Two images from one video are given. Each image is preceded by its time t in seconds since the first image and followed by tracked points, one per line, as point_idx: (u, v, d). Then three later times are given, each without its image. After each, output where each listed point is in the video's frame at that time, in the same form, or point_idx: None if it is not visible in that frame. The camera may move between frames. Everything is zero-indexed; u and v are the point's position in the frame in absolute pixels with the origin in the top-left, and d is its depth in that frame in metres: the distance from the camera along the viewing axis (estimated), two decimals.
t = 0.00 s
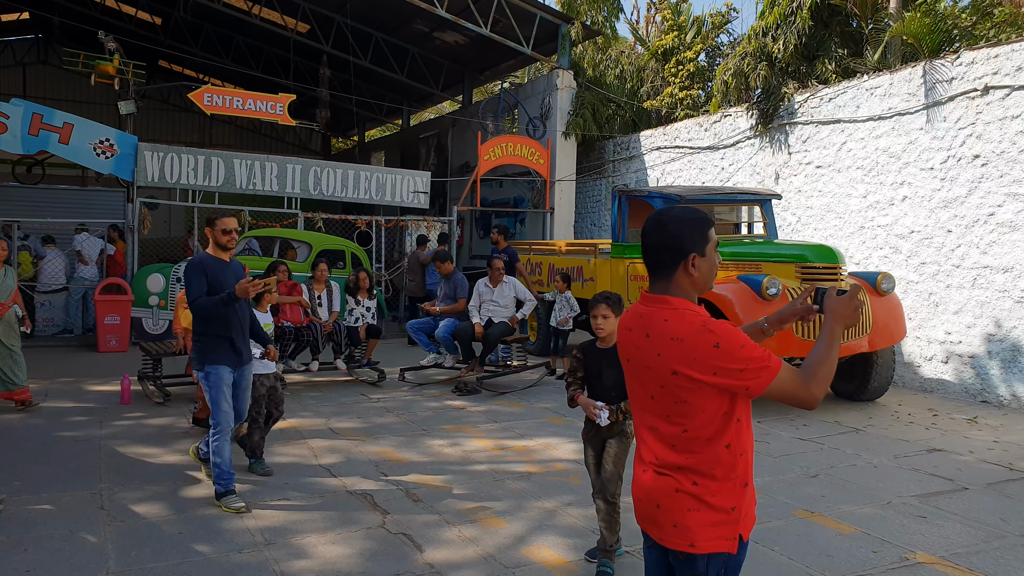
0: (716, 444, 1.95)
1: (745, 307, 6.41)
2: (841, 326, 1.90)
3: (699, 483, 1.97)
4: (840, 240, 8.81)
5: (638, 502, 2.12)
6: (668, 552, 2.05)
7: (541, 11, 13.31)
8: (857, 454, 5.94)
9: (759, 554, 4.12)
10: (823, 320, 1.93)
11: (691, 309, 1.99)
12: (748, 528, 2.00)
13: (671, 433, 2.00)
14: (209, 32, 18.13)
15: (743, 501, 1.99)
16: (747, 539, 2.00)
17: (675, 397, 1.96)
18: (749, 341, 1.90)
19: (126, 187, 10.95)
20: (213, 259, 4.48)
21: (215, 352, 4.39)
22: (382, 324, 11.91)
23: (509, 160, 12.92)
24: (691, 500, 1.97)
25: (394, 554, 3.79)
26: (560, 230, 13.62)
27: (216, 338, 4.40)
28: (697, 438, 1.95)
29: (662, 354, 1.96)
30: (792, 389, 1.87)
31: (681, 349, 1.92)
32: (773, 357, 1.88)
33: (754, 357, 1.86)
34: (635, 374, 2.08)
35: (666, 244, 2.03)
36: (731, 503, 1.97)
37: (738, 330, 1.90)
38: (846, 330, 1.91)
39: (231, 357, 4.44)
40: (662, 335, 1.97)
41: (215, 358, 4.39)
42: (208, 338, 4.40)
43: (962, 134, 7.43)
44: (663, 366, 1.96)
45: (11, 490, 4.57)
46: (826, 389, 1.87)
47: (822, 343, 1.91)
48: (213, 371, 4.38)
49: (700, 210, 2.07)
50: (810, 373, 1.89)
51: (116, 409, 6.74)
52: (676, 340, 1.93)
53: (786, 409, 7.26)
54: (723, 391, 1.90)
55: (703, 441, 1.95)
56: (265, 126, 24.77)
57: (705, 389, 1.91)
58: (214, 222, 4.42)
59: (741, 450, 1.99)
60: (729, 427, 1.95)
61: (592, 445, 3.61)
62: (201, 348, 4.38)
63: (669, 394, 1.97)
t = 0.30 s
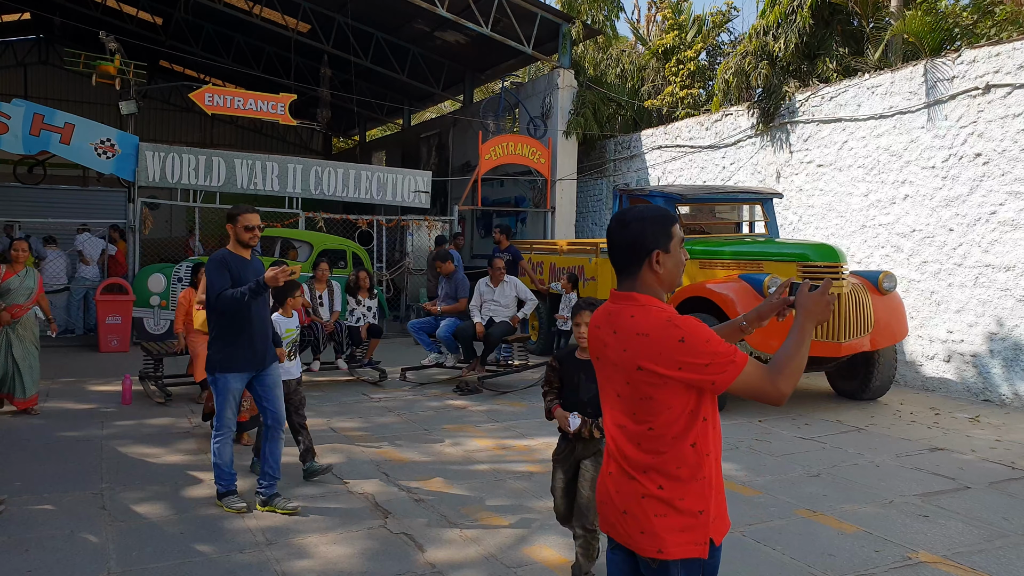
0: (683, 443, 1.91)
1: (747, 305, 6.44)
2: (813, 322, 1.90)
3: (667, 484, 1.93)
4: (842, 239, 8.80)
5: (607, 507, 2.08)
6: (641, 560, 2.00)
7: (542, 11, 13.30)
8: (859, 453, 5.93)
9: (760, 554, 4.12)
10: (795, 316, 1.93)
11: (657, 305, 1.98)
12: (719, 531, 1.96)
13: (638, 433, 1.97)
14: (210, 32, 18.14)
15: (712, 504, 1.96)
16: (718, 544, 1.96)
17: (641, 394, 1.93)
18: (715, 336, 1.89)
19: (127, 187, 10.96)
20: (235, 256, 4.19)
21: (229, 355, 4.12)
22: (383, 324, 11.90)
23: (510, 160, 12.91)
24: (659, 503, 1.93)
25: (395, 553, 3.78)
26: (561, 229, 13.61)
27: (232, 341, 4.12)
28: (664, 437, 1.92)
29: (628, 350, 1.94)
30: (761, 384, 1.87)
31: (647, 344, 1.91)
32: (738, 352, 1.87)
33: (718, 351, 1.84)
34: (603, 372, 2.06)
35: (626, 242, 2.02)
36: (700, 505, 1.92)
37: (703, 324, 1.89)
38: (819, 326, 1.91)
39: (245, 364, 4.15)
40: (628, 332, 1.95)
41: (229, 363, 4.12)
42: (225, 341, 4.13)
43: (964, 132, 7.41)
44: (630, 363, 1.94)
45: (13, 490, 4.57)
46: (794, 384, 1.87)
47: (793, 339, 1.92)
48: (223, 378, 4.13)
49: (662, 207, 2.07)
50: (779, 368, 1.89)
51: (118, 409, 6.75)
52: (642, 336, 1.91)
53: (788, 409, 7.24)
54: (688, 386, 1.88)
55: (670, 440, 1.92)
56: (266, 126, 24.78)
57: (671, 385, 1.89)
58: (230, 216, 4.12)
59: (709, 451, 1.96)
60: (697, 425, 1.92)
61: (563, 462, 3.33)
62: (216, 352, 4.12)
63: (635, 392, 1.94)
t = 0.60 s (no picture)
0: (652, 442, 1.90)
1: (748, 305, 6.43)
2: (794, 334, 1.89)
3: (635, 485, 1.91)
4: (843, 238, 8.80)
5: (580, 508, 2.07)
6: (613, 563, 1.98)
7: (543, 10, 13.30)
8: (860, 452, 5.94)
9: (761, 554, 4.13)
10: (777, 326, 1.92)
11: (632, 301, 1.97)
12: (691, 538, 1.92)
13: (609, 432, 1.96)
14: (210, 31, 18.14)
15: (684, 510, 1.92)
16: (692, 551, 1.92)
17: (613, 390, 1.92)
18: (688, 334, 1.86)
19: (127, 187, 10.96)
20: (269, 259, 3.98)
21: (257, 362, 3.94)
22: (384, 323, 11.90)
23: (511, 159, 12.91)
24: (627, 505, 1.92)
25: (397, 553, 3.79)
26: (562, 228, 13.60)
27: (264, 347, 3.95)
28: (634, 435, 1.91)
29: (600, 346, 1.94)
30: (733, 390, 1.84)
31: (618, 340, 1.90)
32: (711, 352, 1.84)
33: (690, 348, 1.82)
34: (577, 369, 2.06)
35: (600, 236, 2.02)
36: (669, 509, 1.89)
37: (677, 321, 1.86)
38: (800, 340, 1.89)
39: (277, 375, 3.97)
40: (601, 326, 1.95)
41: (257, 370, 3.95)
42: (259, 347, 3.95)
43: (964, 131, 7.41)
44: (602, 359, 1.93)
45: (14, 490, 4.57)
46: (768, 392, 1.84)
47: (774, 349, 1.88)
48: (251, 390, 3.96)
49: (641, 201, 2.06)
50: (754, 374, 1.85)
51: (119, 409, 6.75)
52: (614, 330, 1.91)
53: (788, 407, 7.25)
54: (660, 383, 1.86)
55: (639, 438, 1.91)
56: (266, 126, 24.77)
57: (642, 382, 1.87)
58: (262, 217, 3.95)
59: (681, 455, 1.92)
60: (668, 425, 1.90)
61: (535, 483, 2.95)
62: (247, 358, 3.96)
63: (606, 389, 1.94)
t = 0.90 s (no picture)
0: (656, 453, 1.84)
1: (741, 304, 6.44)
2: (806, 340, 1.81)
3: (636, 496, 1.86)
4: (835, 237, 8.83)
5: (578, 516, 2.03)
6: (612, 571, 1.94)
7: (536, 9, 13.31)
8: (853, 450, 5.96)
9: (753, 553, 4.15)
10: (790, 330, 1.85)
11: (635, 307, 1.89)
12: (693, 551, 1.87)
13: (611, 441, 1.90)
14: (203, 30, 18.09)
15: (687, 521, 1.87)
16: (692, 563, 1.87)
17: (615, 400, 1.86)
18: (697, 344, 1.79)
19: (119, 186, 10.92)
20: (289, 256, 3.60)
21: (274, 373, 3.60)
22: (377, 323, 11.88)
23: (505, 158, 12.92)
24: (627, 515, 1.87)
25: (390, 552, 3.79)
26: (556, 227, 13.61)
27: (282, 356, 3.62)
28: (637, 446, 1.85)
29: (602, 354, 1.87)
30: (741, 399, 1.76)
31: (622, 348, 1.83)
32: (720, 362, 1.77)
33: (697, 361, 1.75)
34: (577, 375, 2.00)
35: (604, 238, 1.94)
36: (671, 521, 1.85)
37: (682, 330, 1.79)
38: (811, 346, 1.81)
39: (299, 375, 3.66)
40: (602, 333, 1.87)
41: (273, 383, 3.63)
42: (283, 347, 3.62)
43: (955, 131, 7.44)
44: (603, 367, 1.87)
45: (5, 491, 4.55)
46: (776, 402, 1.76)
47: (783, 356, 1.81)
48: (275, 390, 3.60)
49: (644, 201, 1.97)
50: (763, 385, 1.77)
51: (111, 409, 6.73)
52: (616, 339, 1.84)
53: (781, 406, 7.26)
54: (663, 395, 1.80)
55: (642, 449, 1.85)
56: (259, 125, 24.71)
57: (645, 393, 1.81)
58: (277, 213, 3.58)
59: (685, 466, 1.87)
60: (672, 436, 1.85)
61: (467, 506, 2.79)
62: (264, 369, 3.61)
63: (608, 397, 1.88)
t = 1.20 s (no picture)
0: (649, 464, 1.85)
1: (709, 303, 6.51)
2: (806, 346, 1.82)
3: (628, 508, 1.88)
4: (801, 237, 8.98)
5: (569, 525, 2.04)
6: None
7: (507, 9, 13.33)
8: (819, 447, 6.07)
9: (721, 550, 4.22)
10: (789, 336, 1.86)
11: (631, 310, 1.90)
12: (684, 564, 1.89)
13: (603, 450, 1.91)
14: (169, 26, 17.81)
15: (679, 534, 1.89)
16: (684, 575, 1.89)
17: (607, 408, 1.87)
18: (693, 353, 1.79)
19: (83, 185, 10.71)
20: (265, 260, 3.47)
21: (252, 383, 3.46)
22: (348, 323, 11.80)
23: (476, 158, 12.92)
24: (618, 527, 1.88)
25: (361, 553, 3.78)
26: (528, 227, 13.63)
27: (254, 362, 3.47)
28: (629, 456, 1.86)
29: (595, 359, 1.87)
30: (736, 410, 1.78)
31: (616, 355, 1.83)
32: (716, 371, 1.78)
33: (693, 368, 1.75)
34: (568, 380, 2.00)
35: (600, 239, 1.93)
36: (663, 533, 1.86)
37: (678, 337, 1.80)
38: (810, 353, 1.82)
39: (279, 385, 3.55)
40: (595, 338, 1.88)
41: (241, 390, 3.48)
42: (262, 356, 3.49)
43: (916, 133, 7.62)
44: (595, 374, 1.87)
45: None
46: (774, 414, 1.78)
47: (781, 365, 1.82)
48: (255, 403, 3.47)
49: (640, 200, 1.98)
50: (761, 396, 1.79)
51: (75, 412, 6.60)
52: (610, 343, 1.84)
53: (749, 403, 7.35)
54: (657, 404, 1.81)
55: (635, 459, 1.86)
56: (226, 123, 24.39)
57: (638, 401, 1.82)
58: (248, 211, 3.46)
59: (677, 477, 1.88)
60: (665, 446, 1.86)
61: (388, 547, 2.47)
62: (233, 376, 3.46)
63: (600, 405, 1.88)
